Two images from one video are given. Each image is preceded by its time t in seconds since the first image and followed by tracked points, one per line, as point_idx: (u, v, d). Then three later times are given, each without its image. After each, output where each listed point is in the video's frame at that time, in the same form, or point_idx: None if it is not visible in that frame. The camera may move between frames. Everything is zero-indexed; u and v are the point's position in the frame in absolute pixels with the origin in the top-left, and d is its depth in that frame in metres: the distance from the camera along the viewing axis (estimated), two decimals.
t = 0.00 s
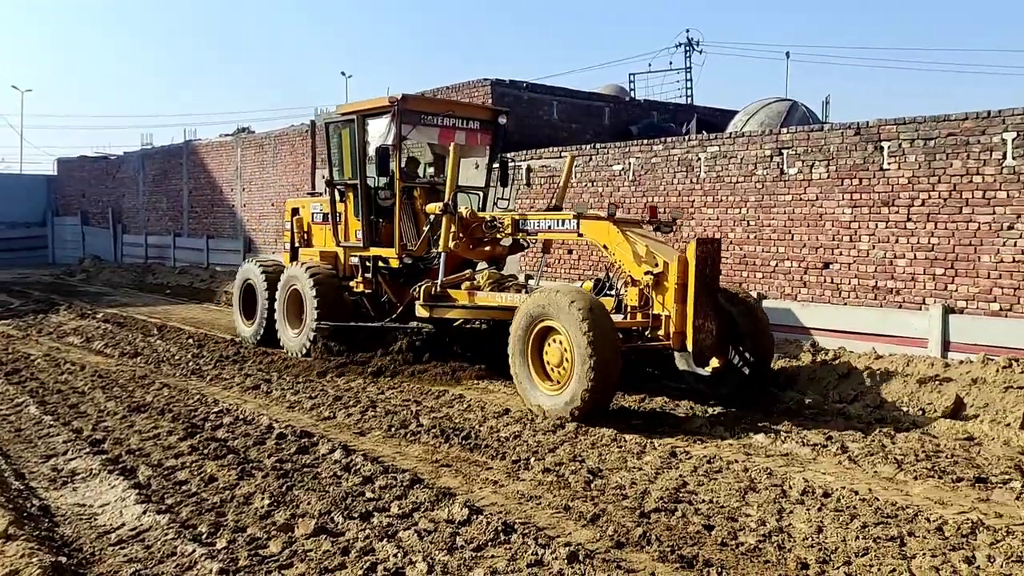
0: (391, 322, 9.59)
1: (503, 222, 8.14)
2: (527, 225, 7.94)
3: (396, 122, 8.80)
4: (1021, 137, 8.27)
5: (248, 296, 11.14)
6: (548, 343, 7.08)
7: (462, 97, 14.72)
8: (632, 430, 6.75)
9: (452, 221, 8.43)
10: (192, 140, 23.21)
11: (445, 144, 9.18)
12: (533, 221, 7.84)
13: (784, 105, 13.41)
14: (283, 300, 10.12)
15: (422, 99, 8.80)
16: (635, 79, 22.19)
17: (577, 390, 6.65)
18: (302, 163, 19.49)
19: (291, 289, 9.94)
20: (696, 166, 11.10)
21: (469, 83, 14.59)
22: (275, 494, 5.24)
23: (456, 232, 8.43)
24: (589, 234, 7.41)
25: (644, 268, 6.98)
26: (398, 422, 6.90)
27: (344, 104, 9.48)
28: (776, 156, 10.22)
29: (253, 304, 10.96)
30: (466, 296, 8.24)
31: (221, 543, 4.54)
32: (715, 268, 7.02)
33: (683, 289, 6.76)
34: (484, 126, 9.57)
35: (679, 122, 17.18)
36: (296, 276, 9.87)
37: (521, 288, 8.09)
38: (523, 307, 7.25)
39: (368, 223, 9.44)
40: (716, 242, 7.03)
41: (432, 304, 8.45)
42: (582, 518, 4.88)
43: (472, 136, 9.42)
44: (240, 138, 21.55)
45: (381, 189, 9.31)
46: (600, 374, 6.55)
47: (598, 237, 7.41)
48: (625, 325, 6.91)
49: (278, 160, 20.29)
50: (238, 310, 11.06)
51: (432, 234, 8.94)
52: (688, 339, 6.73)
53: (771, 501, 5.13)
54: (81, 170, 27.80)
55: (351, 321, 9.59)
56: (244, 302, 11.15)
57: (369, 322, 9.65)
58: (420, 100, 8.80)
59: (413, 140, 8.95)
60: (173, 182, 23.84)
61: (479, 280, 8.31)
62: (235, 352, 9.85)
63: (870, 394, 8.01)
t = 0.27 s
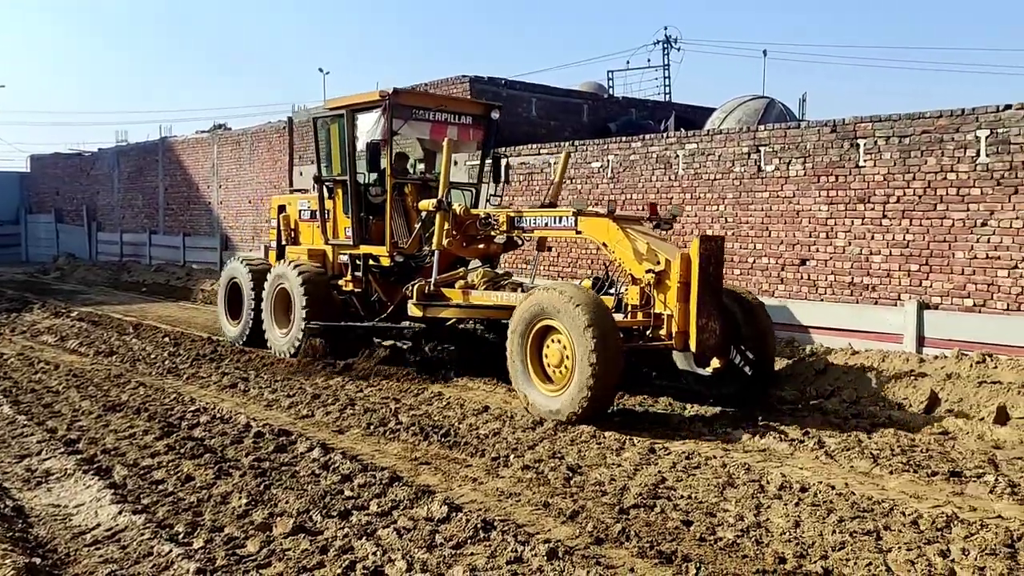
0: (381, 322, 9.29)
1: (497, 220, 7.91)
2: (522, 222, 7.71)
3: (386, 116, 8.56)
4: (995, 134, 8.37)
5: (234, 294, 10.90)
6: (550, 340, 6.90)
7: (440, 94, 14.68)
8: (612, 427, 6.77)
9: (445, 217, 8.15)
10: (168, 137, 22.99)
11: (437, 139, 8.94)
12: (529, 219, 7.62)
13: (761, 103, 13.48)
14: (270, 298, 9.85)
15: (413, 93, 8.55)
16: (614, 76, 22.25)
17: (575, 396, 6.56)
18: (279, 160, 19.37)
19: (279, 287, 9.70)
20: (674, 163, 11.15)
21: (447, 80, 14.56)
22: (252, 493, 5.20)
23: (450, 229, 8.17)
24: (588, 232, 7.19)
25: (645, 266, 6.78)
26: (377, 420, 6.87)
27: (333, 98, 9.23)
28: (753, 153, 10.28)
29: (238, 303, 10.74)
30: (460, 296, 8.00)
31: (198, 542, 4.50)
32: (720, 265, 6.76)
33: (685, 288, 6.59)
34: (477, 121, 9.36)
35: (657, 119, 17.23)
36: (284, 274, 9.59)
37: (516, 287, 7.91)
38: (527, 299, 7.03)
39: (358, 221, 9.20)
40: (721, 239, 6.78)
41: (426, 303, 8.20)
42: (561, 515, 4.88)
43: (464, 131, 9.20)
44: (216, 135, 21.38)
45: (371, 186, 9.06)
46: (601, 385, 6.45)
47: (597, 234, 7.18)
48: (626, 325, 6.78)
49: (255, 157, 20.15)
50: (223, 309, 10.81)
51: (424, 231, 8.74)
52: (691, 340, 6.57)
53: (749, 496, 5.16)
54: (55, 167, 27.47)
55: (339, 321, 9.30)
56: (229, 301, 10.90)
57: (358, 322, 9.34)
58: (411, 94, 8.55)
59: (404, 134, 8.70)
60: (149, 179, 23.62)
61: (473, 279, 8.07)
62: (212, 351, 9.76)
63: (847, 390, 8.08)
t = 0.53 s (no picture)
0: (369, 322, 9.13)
1: (490, 218, 7.78)
2: (515, 220, 7.58)
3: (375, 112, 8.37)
4: (964, 133, 8.49)
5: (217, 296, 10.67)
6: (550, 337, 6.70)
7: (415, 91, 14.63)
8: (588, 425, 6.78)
9: (436, 215, 7.96)
10: (139, 134, 22.72)
11: (426, 136, 8.76)
12: (522, 216, 7.48)
13: (736, 101, 13.56)
14: (254, 299, 9.63)
15: (403, 89, 8.36)
16: (588, 74, 22.29)
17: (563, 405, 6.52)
18: (252, 158, 19.21)
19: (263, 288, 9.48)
20: (649, 161, 11.19)
21: (422, 77, 14.51)
22: (226, 494, 5.15)
23: (442, 228, 7.99)
24: (584, 230, 7.06)
25: (645, 264, 6.67)
26: (352, 420, 6.84)
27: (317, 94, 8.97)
28: (727, 151, 10.34)
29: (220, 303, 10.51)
30: (452, 296, 7.84)
31: (171, 544, 4.45)
32: (720, 265, 6.63)
33: (686, 288, 6.48)
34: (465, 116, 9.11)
35: (632, 118, 17.28)
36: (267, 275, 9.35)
37: (509, 286, 7.79)
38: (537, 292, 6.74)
39: (344, 219, 8.98)
40: (721, 238, 6.65)
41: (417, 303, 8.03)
42: (538, 513, 4.88)
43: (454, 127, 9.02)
44: (187, 133, 21.17)
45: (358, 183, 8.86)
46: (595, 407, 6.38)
47: (593, 232, 7.04)
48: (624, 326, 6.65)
49: (227, 155, 19.96)
50: (204, 309, 10.58)
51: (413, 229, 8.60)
52: (692, 341, 6.46)
53: (724, 492, 5.19)
54: (23, 165, 27.06)
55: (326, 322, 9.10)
56: (211, 302, 10.67)
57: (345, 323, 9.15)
58: (401, 90, 8.36)
59: (393, 131, 8.52)
60: (119, 177, 23.33)
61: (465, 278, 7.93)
62: (185, 350, 9.66)
63: (821, 386, 8.15)
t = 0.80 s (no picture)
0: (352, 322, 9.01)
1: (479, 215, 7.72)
2: (506, 218, 7.49)
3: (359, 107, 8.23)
4: (930, 131, 8.61)
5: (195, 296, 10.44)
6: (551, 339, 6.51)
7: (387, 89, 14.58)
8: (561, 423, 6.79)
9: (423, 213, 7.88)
10: (106, 131, 22.40)
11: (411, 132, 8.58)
12: (512, 214, 7.40)
13: (707, 99, 13.64)
14: (235, 299, 9.44)
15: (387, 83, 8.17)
16: (561, 71, 22.31)
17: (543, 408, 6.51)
18: (222, 156, 19.02)
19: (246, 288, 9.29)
20: (621, 159, 11.24)
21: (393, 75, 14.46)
22: (196, 495, 5.09)
23: (430, 225, 7.93)
24: (578, 227, 6.93)
25: (640, 263, 6.52)
26: (324, 419, 6.79)
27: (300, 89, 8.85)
28: (698, 149, 10.42)
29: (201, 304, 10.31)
30: (441, 295, 7.73)
31: (140, 547, 4.39)
32: (719, 263, 6.46)
33: (684, 285, 6.32)
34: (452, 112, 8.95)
35: (604, 116, 17.33)
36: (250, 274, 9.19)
37: (498, 285, 7.69)
38: (552, 294, 6.41)
39: (328, 218, 8.85)
40: (721, 234, 6.50)
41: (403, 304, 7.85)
42: (511, 511, 4.88)
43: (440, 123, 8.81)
44: (155, 130, 20.91)
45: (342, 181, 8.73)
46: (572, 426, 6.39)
47: (588, 229, 6.91)
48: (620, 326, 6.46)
49: (196, 153, 19.75)
50: (184, 309, 10.37)
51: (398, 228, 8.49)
52: (690, 341, 6.29)
53: (696, 488, 5.22)
54: None
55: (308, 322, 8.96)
56: (189, 304, 10.43)
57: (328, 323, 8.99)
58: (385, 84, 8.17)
59: (377, 126, 8.34)
60: (86, 174, 23.00)
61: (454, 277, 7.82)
62: (154, 350, 9.54)
63: (793, 381, 8.23)
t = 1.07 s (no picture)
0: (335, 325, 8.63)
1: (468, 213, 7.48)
2: (495, 217, 7.28)
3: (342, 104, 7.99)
4: (895, 130, 8.72)
5: (172, 299, 10.06)
6: (555, 348, 6.30)
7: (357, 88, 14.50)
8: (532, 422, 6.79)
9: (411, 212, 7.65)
10: (70, 129, 22.05)
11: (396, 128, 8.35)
12: (503, 213, 7.18)
13: (677, 98, 13.72)
14: (213, 300, 8.97)
15: (372, 79, 7.95)
16: (532, 71, 22.33)
17: (526, 406, 6.45)
18: (189, 154, 18.79)
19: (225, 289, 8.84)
20: (592, 158, 11.28)
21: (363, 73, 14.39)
22: (163, 498, 5.02)
23: (417, 225, 7.69)
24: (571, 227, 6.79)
25: (637, 263, 6.38)
26: (294, 420, 6.73)
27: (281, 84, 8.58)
28: (669, 148, 10.49)
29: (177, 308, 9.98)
30: (430, 296, 7.54)
31: (105, 552, 4.32)
32: (717, 262, 6.38)
33: (683, 286, 6.19)
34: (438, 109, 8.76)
35: (575, 114, 17.37)
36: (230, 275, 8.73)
37: (489, 286, 7.46)
38: (570, 309, 6.09)
39: (311, 216, 8.55)
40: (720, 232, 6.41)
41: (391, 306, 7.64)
42: (484, 510, 4.86)
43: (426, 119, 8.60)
44: (121, 128, 20.62)
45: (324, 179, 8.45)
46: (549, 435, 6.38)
47: (582, 229, 6.77)
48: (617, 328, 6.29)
49: (163, 151, 19.50)
50: (160, 313, 9.99)
51: (384, 228, 8.24)
52: (688, 342, 6.15)
53: (668, 485, 5.23)
54: None
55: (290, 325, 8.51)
56: (165, 308, 10.04)
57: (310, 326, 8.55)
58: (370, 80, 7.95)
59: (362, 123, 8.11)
60: (49, 173, 22.63)
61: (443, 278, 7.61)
62: (120, 352, 9.40)
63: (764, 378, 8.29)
